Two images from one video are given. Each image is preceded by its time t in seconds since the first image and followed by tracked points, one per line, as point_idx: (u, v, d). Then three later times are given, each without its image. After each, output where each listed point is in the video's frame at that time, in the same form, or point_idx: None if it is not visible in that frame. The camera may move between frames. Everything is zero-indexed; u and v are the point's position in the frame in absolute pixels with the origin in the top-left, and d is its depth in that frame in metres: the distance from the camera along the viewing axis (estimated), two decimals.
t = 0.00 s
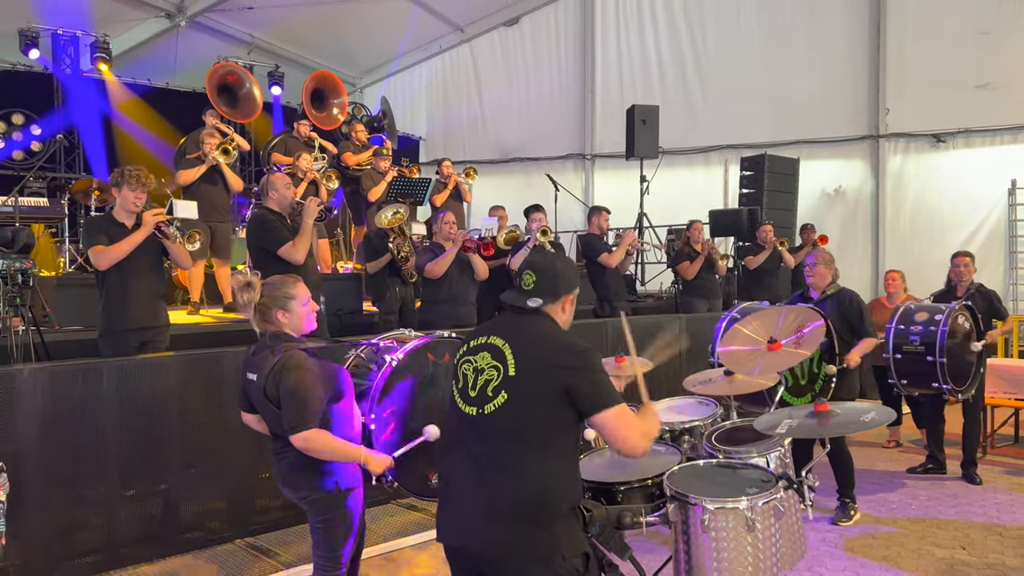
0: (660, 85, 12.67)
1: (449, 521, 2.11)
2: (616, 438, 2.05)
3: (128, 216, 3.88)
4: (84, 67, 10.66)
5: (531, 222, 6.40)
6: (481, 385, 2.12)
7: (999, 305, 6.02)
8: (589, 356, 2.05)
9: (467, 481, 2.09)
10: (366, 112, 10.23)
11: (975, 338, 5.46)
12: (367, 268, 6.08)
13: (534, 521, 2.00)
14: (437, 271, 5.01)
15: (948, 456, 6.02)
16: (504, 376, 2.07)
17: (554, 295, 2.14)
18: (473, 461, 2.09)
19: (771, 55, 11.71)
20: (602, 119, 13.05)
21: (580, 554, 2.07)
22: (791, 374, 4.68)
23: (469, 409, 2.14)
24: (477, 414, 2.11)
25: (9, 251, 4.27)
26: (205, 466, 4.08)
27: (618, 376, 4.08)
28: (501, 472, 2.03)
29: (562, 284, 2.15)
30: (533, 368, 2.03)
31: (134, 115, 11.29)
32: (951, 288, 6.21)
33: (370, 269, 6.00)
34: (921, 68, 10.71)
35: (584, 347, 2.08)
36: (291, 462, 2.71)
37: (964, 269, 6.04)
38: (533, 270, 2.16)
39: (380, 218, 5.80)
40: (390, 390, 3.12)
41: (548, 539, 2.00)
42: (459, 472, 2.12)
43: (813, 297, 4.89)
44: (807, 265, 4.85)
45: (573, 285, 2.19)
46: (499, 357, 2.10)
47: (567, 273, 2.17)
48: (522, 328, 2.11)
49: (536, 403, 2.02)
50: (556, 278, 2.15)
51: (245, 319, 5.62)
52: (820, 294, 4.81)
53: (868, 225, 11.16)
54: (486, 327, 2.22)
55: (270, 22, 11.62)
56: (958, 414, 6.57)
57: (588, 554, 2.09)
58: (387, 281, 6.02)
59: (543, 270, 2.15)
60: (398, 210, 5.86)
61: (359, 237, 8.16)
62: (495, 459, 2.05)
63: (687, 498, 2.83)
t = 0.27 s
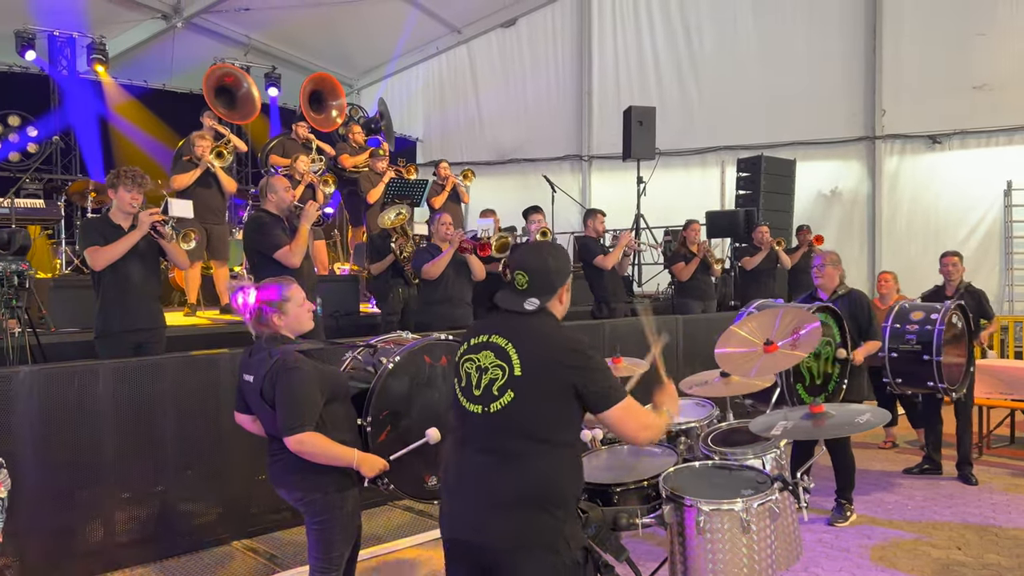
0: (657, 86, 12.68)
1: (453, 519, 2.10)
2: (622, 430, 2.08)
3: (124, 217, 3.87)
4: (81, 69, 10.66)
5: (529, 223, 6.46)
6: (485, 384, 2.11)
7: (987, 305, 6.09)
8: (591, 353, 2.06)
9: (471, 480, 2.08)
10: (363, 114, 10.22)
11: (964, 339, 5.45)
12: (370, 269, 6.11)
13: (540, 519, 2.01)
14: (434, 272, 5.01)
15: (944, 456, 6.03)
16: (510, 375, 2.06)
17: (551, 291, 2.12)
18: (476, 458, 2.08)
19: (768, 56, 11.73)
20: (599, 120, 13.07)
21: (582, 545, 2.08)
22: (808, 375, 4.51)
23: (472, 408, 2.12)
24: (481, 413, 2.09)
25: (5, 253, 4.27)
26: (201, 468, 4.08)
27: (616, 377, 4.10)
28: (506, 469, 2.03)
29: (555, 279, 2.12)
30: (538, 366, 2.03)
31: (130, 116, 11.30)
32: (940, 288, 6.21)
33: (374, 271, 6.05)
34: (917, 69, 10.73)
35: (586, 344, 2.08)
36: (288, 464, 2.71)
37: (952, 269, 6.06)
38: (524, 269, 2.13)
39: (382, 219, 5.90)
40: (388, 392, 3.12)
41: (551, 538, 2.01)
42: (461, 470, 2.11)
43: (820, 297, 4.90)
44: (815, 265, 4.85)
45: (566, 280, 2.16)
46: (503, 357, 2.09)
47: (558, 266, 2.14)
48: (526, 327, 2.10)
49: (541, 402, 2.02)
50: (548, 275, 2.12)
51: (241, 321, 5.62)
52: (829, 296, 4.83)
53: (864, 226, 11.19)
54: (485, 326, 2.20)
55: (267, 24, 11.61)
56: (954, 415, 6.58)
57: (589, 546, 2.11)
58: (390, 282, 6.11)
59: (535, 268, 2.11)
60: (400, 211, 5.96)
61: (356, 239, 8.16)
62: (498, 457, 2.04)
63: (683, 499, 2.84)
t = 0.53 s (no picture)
0: (653, 87, 12.69)
1: (451, 523, 2.10)
2: (623, 438, 2.08)
3: (119, 217, 3.87)
4: (77, 70, 10.64)
5: (530, 223, 6.46)
6: (483, 388, 2.11)
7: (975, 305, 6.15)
8: (591, 361, 2.07)
9: (469, 485, 2.07)
10: (360, 115, 10.22)
11: (953, 339, 5.45)
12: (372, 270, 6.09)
13: (539, 524, 2.02)
14: (430, 272, 5.01)
15: (939, 457, 6.04)
16: (510, 380, 2.06)
17: (560, 303, 2.13)
18: (472, 463, 2.09)
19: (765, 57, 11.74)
20: (595, 121, 13.07)
21: (577, 554, 2.09)
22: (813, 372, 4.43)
23: (470, 411, 2.12)
24: (479, 418, 2.09)
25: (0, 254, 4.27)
26: (197, 469, 4.08)
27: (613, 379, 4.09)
28: (503, 476, 2.03)
29: (567, 292, 2.14)
30: (538, 373, 2.04)
31: (126, 117, 11.29)
32: (929, 289, 6.20)
33: (375, 271, 6.04)
34: (913, 70, 10.76)
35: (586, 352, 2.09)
36: (283, 466, 2.71)
37: (941, 269, 6.04)
38: (539, 278, 2.15)
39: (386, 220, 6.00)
40: (384, 394, 3.12)
41: (550, 542, 2.02)
42: (458, 475, 2.11)
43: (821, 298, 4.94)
44: (815, 267, 4.86)
45: (576, 298, 2.17)
46: (503, 361, 2.10)
47: (573, 282, 2.17)
48: (527, 333, 2.11)
49: (541, 409, 2.03)
50: (563, 289, 2.14)
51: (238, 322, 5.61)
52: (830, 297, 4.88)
53: (860, 226, 11.20)
54: (487, 331, 2.22)
55: (264, 25, 11.61)
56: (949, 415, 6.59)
57: (584, 555, 2.12)
58: (390, 282, 6.04)
59: (549, 278, 2.13)
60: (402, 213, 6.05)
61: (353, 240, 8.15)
62: (495, 463, 2.04)
63: (678, 500, 2.84)
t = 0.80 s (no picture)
0: (650, 87, 12.70)
1: (451, 520, 2.08)
2: (593, 419, 1.97)
3: (115, 218, 3.87)
4: (73, 70, 10.61)
5: (532, 225, 6.44)
6: (480, 384, 2.12)
7: (970, 308, 6.07)
8: (584, 350, 2.07)
9: (467, 482, 2.06)
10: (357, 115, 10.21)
11: (944, 341, 5.44)
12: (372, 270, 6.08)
13: (538, 517, 1.99)
14: (426, 273, 5.01)
15: (936, 457, 6.05)
16: (504, 375, 2.07)
17: (548, 294, 2.13)
18: (471, 459, 2.08)
19: (762, 57, 11.76)
20: (592, 121, 13.07)
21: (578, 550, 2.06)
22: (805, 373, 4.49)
23: (469, 409, 2.13)
24: (477, 414, 2.10)
25: None
26: (193, 470, 4.06)
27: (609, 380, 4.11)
28: (500, 469, 2.02)
29: (553, 281, 2.13)
30: (531, 365, 2.04)
31: (123, 118, 11.21)
32: (923, 291, 6.23)
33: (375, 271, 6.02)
34: (909, 70, 10.78)
35: (578, 343, 2.09)
36: (279, 466, 2.71)
37: (934, 272, 6.08)
38: (523, 273, 2.14)
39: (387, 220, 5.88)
40: (382, 395, 3.11)
41: (550, 535, 1.99)
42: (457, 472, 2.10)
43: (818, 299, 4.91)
44: (810, 268, 4.87)
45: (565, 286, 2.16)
46: (497, 356, 2.10)
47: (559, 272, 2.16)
48: (519, 326, 2.11)
49: (535, 401, 2.02)
50: (548, 278, 2.14)
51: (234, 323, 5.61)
52: (825, 298, 4.85)
53: (857, 226, 11.22)
54: (481, 328, 2.22)
55: (260, 25, 11.60)
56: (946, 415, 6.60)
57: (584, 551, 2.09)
58: (390, 282, 6.03)
59: (535, 270, 2.13)
60: (405, 213, 5.99)
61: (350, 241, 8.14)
62: (492, 458, 2.04)
63: (675, 500, 2.83)
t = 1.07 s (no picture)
0: (648, 87, 12.70)
1: (443, 525, 2.08)
2: (617, 434, 2.08)
3: (111, 218, 3.86)
4: (69, 70, 10.59)
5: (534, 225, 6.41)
6: (474, 389, 2.11)
7: (971, 308, 6.09)
8: (581, 360, 2.07)
9: (461, 485, 2.07)
10: (354, 116, 10.20)
11: (945, 340, 5.50)
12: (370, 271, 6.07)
13: (529, 525, 2.01)
14: (421, 274, 5.01)
15: (933, 457, 6.05)
16: (499, 381, 2.06)
17: (540, 295, 2.15)
18: (463, 463, 2.09)
19: (759, 57, 11.77)
20: (590, 121, 13.07)
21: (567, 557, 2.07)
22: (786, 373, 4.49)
23: (461, 413, 2.13)
24: (471, 418, 2.10)
25: None
26: (190, 471, 4.05)
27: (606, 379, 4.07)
28: (492, 476, 2.03)
29: (549, 285, 2.15)
30: (527, 373, 2.04)
31: (119, 118, 11.10)
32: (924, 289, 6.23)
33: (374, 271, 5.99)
34: (906, 70, 10.79)
35: (575, 351, 2.08)
36: (276, 467, 2.70)
37: (937, 271, 6.08)
38: (523, 271, 2.20)
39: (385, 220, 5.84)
40: (379, 395, 3.09)
41: (541, 543, 2.01)
42: (449, 476, 2.11)
43: (807, 298, 4.92)
44: (802, 266, 4.89)
45: (563, 291, 2.17)
46: (493, 361, 2.10)
47: (558, 276, 2.17)
48: (516, 331, 2.11)
49: (532, 407, 2.02)
50: (543, 280, 2.15)
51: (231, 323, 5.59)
52: (814, 296, 4.86)
53: (854, 226, 11.23)
54: (478, 331, 2.22)
55: (257, 25, 11.59)
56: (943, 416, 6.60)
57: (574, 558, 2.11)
58: (388, 282, 6.01)
59: (532, 271, 2.17)
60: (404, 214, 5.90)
61: (347, 241, 8.12)
62: (485, 464, 2.04)
63: (672, 502, 2.83)
